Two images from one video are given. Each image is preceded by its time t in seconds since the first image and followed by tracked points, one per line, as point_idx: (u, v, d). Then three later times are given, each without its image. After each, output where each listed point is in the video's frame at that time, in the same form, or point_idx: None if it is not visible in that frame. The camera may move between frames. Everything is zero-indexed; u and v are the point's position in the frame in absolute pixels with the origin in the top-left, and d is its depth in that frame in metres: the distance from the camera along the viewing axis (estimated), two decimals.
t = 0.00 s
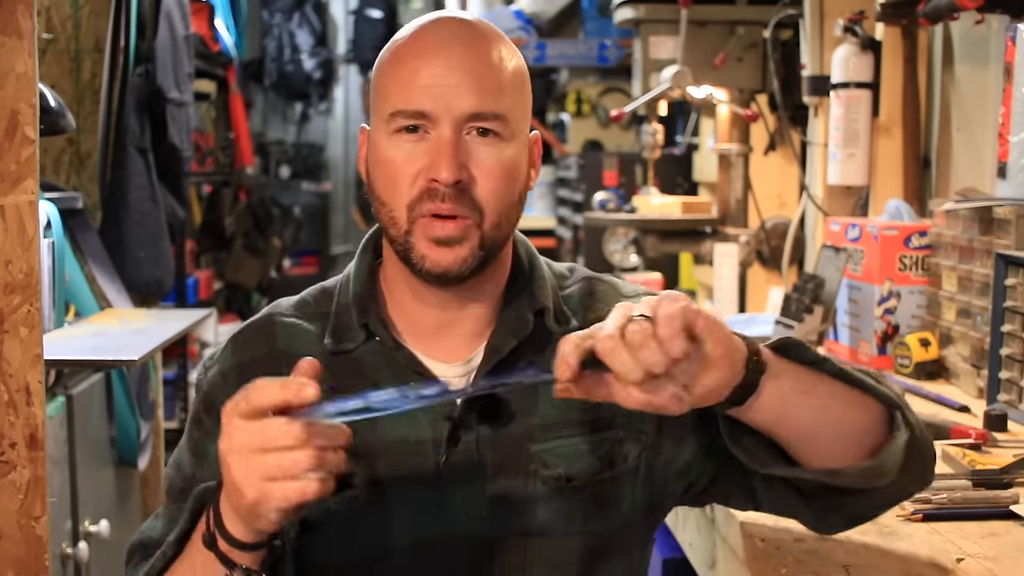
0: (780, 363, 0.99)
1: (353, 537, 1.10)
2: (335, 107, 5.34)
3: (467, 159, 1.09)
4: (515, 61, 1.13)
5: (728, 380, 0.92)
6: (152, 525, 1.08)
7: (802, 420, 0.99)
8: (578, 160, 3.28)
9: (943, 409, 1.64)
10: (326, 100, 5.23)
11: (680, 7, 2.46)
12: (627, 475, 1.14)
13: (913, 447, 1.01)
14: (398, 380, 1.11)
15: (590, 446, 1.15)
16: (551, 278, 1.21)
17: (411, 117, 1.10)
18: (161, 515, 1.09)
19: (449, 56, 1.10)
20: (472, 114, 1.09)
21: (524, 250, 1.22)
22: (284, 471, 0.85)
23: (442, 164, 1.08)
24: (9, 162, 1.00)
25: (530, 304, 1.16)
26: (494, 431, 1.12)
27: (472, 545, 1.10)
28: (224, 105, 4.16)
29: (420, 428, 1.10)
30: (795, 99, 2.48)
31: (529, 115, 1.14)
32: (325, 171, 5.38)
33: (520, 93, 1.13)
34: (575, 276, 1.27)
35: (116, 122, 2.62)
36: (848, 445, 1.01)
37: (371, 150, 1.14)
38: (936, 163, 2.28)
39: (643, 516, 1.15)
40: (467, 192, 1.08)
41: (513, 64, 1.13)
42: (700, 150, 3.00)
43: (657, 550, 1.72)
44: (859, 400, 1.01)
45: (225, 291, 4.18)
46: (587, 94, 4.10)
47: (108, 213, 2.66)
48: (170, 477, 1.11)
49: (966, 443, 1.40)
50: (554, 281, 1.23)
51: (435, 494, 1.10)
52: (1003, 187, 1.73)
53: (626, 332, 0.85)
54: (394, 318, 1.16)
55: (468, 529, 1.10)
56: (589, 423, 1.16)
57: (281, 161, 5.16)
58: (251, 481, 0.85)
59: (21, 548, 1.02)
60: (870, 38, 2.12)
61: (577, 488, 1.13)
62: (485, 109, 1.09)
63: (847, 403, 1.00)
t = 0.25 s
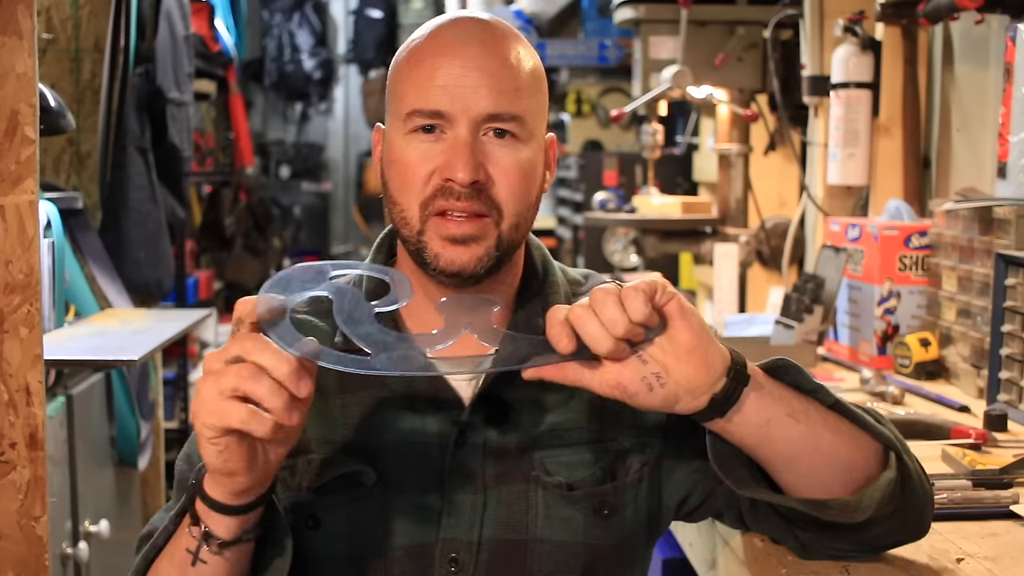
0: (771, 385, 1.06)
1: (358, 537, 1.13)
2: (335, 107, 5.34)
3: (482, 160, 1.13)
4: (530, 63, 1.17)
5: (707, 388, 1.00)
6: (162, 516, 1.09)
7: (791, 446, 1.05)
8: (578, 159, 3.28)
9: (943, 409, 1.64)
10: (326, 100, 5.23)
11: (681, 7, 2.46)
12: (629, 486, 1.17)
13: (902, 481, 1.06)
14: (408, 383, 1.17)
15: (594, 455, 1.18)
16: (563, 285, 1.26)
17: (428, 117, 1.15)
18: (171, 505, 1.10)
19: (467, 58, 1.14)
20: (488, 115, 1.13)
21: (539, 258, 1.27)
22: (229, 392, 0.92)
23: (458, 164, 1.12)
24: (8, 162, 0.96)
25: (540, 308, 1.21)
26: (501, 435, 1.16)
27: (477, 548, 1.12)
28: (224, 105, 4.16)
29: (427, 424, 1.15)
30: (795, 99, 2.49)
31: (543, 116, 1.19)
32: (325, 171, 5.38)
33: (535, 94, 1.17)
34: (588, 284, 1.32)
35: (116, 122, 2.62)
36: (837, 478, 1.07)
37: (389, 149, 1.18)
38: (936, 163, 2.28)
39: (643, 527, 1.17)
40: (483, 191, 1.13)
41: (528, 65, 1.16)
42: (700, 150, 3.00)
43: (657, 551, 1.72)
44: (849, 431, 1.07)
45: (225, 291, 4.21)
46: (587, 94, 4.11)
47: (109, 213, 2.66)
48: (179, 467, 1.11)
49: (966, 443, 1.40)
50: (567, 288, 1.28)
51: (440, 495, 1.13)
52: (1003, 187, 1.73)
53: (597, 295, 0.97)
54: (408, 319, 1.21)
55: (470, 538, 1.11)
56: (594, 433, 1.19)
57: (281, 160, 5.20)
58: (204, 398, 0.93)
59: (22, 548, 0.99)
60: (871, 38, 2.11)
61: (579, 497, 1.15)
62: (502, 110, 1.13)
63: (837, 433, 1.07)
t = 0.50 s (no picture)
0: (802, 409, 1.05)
1: (368, 533, 1.13)
2: (335, 107, 5.34)
3: (499, 156, 1.13)
4: (547, 62, 1.17)
5: (737, 414, 0.98)
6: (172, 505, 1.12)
7: (814, 466, 1.05)
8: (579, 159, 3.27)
9: (943, 409, 1.64)
10: (326, 100, 5.23)
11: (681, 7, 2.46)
12: (636, 486, 1.17)
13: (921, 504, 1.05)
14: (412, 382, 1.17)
15: (603, 455, 1.18)
16: (575, 285, 1.26)
17: (445, 113, 1.14)
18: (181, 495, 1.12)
19: (485, 55, 1.14)
20: (506, 112, 1.13)
21: (551, 258, 1.28)
22: (254, 401, 0.89)
23: (474, 159, 1.12)
24: (8, 162, 0.94)
25: (552, 309, 1.21)
26: (511, 433, 1.16)
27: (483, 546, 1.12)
28: (224, 105, 4.15)
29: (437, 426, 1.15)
30: (795, 99, 2.49)
31: (558, 115, 1.19)
32: (325, 171, 5.38)
33: (551, 93, 1.18)
34: (599, 285, 1.32)
35: (115, 122, 2.62)
36: (849, 498, 1.07)
37: (404, 144, 1.17)
38: (936, 163, 2.28)
39: (650, 528, 1.17)
40: (499, 188, 1.12)
41: (546, 64, 1.17)
42: (700, 150, 3.00)
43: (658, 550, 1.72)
44: (872, 455, 1.07)
45: (226, 292, 4.22)
46: (587, 94, 4.11)
47: (109, 213, 2.66)
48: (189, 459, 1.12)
49: (966, 443, 1.40)
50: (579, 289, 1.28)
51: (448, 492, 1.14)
52: (1003, 187, 1.72)
53: (632, 313, 0.95)
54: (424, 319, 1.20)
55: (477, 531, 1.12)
56: (604, 432, 1.20)
57: (281, 160, 5.20)
58: (225, 405, 0.90)
59: (22, 548, 0.98)
60: (870, 38, 2.11)
61: (586, 497, 1.15)
62: (519, 107, 1.13)
63: (860, 456, 1.06)
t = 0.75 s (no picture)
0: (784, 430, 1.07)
1: (378, 526, 1.13)
2: (335, 107, 5.33)
3: (513, 158, 1.12)
4: (563, 62, 1.17)
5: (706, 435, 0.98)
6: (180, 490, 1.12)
7: (797, 483, 1.06)
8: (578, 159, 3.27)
9: (943, 409, 1.64)
10: (326, 100, 5.23)
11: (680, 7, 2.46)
12: (641, 484, 1.17)
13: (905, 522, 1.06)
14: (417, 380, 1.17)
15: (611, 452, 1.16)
16: (584, 285, 1.26)
17: (461, 112, 1.13)
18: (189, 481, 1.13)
19: (501, 55, 1.13)
20: (521, 113, 1.13)
21: (560, 256, 1.27)
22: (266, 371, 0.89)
23: (489, 161, 1.11)
24: (8, 162, 0.94)
25: (561, 307, 1.21)
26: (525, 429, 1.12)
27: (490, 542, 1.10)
28: (224, 105, 4.15)
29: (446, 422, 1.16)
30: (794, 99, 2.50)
31: (573, 116, 1.18)
32: (325, 171, 5.37)
33: (566, 94, 1.17)
34: (607, 284, 1.32)
35: (116, 122, 2.62)
36: (839, 508, 1.07)
37: (418, 142, 1.17)
38: (936, 163, 2.28)
39: (655, 523, 1.18)
40: (513, 189, 1.12)
41: (562, 66, 1.16)
42: (700, 150, 3.00)
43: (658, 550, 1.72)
44: (859, 472, 1.08)
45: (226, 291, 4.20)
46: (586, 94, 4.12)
47: (109, 213, 2.66)
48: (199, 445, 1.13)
49: (966, 443, 1.40)
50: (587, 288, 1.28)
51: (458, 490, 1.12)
52: (1003, 187, 1.72)
53: (622, 407, 0.85)
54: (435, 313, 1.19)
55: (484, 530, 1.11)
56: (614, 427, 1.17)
57: (281, 161, 5.20)
58: (231, 383, 0.90)
59: (22, 548, 0.98)
60: (871, 38, 2.11)
61: (591, 494, 1.15)
62: (535, 109, 1.13)
63: (845, 474, 1.07)
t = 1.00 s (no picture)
0: (765, 437, 1.05)
1: (380, 522, 1.13)
2: (335, 107, 5.33)
3: (526, 170, 1.11)
4: (573, 74, 1.16)
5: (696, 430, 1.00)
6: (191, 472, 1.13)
7: (775, 491, 1.06)
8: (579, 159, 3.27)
9: (943, 408, 1.64)
10: (326, 100, 5.23)
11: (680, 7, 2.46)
12: (641, 481, 1.17)
13: (892, 524, 1.06)
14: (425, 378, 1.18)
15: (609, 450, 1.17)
16: (585, 286, 1.26)
17: (474, 124, 1.12)
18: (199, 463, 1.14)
19: (515, 66, 1.11)
20: (534, 126, 1.11)
21: (562, 256, 1.26)
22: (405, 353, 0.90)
23: (502, 174, 1.10)
24: (8, 163, 0.94)
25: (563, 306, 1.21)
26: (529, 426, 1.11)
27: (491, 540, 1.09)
28: (223, 105, 4.15)
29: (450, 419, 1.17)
30: (794, 99, 2.50)
31: (581, 126, 1.17)
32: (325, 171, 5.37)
33: (576, 103, 1.16)
34: (608, 284, 1.32)
35: (116, 123, 2.62)
36: (824, 511, 1.07)
37: (428, 150, 1.15)
38: (936, 163, 2.28)
39: (653, 522, 1.19)
40: (525, 202, 1.11)
41: (573, 76, 1.15)
42: (700, 150, 3.00)
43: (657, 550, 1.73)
44: (844, 475, 1.07)
45: (225, 291, 4.20)
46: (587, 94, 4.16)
47: (109, 213, 2.66)
48: (211, 430, 1.14)
49: (966, 443, 1.40)
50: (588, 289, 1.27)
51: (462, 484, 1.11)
52: (1003, 187, 1.72)
53: (603, 404, 0.92)
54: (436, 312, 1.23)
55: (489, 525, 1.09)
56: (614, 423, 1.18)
57: (281, 160, 5.21)
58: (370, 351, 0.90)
59: (22, 548, 0.98)
60: (870, 38, 2.11)
61: (591, 492, 1.15)
62: (548, 122, 1.12)
63: (829, 478, 1.06)
